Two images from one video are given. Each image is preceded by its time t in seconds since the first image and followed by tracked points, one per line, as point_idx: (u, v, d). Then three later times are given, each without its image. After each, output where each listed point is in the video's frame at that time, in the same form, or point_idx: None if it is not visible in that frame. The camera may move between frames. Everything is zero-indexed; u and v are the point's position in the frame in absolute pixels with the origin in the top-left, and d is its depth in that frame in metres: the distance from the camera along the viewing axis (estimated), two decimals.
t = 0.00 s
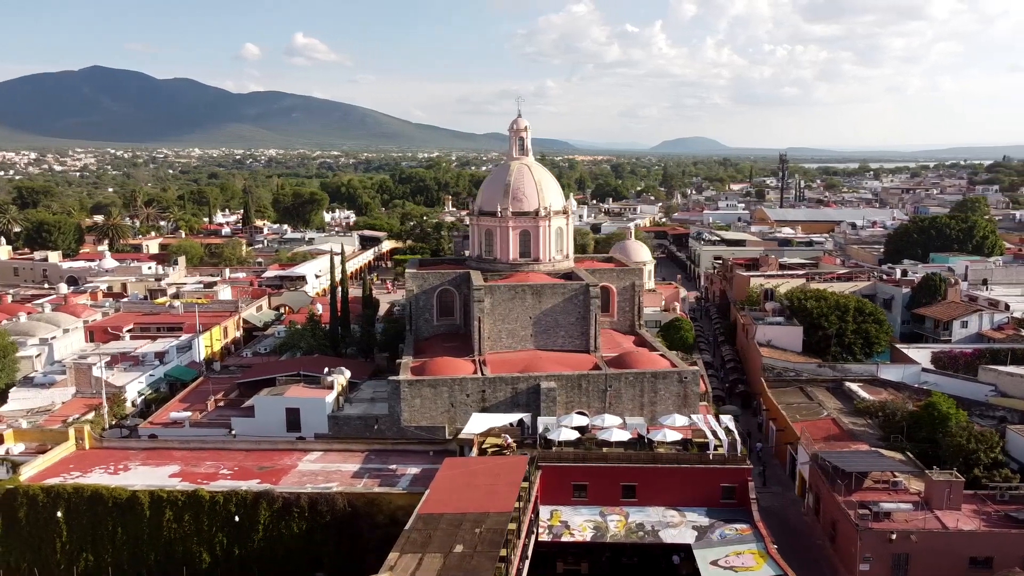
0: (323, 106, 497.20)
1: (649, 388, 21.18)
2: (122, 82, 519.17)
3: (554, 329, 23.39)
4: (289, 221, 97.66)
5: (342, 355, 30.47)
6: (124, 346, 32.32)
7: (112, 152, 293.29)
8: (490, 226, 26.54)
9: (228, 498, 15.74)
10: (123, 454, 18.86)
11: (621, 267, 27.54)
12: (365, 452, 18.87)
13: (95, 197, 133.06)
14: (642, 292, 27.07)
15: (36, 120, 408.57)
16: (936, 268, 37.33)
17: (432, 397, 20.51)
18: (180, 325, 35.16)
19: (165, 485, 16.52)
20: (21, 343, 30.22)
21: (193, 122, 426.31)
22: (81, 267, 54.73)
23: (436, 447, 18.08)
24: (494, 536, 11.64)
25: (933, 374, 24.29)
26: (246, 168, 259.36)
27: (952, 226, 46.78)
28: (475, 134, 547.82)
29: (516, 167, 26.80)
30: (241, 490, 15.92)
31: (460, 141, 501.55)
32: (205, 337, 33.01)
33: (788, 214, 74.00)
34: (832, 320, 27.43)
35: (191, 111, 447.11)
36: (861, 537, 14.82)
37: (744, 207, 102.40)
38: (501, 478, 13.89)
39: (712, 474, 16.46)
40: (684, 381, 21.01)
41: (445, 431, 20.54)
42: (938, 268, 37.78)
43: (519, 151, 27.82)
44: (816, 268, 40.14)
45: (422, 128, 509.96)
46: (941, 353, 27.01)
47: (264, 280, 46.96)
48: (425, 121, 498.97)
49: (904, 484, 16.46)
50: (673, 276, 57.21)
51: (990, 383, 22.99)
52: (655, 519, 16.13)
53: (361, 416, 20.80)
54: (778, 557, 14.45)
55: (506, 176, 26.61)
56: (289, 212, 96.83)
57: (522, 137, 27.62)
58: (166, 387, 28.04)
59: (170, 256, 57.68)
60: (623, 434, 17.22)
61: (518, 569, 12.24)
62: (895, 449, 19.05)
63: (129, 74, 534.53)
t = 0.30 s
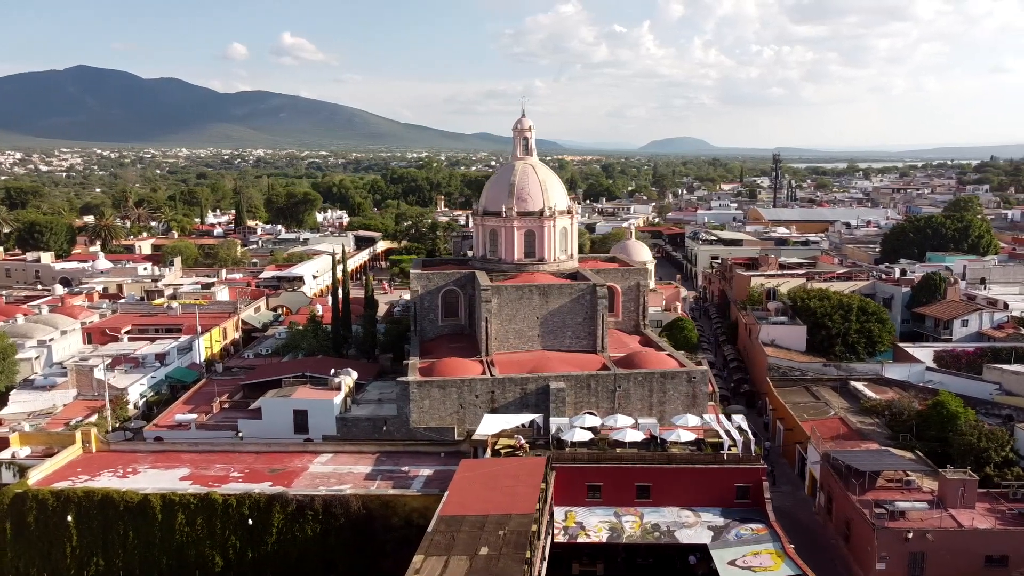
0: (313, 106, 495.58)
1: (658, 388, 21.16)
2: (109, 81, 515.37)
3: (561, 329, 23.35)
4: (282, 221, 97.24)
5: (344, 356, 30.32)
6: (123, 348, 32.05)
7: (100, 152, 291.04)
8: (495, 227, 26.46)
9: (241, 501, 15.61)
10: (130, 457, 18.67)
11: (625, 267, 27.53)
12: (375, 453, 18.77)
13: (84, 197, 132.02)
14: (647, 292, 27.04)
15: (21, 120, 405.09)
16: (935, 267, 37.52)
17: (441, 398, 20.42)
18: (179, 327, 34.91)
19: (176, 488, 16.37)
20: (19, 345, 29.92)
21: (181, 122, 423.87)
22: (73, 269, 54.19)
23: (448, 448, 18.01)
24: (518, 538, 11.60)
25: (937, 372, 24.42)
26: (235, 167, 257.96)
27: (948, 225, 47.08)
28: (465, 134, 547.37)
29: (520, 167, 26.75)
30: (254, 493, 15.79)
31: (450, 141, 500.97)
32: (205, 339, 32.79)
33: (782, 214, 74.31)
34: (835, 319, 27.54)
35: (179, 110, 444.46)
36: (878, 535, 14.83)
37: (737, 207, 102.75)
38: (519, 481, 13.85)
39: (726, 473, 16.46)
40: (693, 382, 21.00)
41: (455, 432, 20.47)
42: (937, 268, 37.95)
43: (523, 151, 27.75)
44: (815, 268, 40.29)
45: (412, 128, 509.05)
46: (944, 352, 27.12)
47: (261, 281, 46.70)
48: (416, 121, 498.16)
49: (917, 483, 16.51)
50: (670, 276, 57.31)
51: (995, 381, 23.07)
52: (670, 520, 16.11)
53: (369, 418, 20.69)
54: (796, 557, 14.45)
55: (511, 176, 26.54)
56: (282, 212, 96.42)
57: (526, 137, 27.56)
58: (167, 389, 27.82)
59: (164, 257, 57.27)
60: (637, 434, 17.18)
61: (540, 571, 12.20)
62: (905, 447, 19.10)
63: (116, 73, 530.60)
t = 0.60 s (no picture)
0: (302, 106, 493.76)
1: (667, 388, 21.13)
2: (96, 81, 511.68)
3: (568, 330, 23.33)
4: (275, 221, 96.78)
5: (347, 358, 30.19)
6: (122, 350, 31.76)
7: (87, 152, 288.56)
8: (500, 227, 26.38)
9: (255, 504, 15.47)
10: (138, 459, 18.49)
11: (629, 267, 27.52)
12: (386, 455, 18.65)
13: (72, 198, 130.88)
14: (652, 292, 27.04)
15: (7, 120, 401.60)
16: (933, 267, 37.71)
17: (450, 399, 20.33)
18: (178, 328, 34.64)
19: (187, 492, 16.21)
20: (17, 347, 29.58)
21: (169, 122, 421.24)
22: (66, 269, 53.56)
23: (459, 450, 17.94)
24: (544, 540, 11.55)
25: (941, 371, 24.54)
26: (225, 167, 256.45)
27: (943, 225, 47.36)
28: (455, 134, 546.91)
29: (524, 167, 26.71)
30: (267, 496, 15.66)
31: (440, 141, 500.34)
32: (206, 340, 32.58)
33: (776, 214, 74.55)
34: (839, 318, 27.64)
35: (167, 110, 441.72)
36: (895, 534, 14.86)
37: (730, 207, 103.04)
38: (539, 482, 13.79)
39: (740, 474, 16.46)
40: (702, 381, 21.00)
41: (464, 433, 20.39)
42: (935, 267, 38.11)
43: (527, 151, 27.72)
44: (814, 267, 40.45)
45: (402, 128, 508.04)
46: (946, 351, 27.23)
47: (258, 282, 46.42)
48: (406, 121, 497.22)
49: (929, 481, 16.58)
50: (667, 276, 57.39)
51: (1000, 380, 23.15)
52: (686, 520, 16.10)
53: (378, 419, 20.62)
54: (813, 556, 14.46)
55: (515, 176, 26.48)
56: (275, 212, 95.99)
57: (530, 137, 27.53)
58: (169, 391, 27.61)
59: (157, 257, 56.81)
60: (650, 434, 17.17)
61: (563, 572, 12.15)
62: (914, 446, 19.18)
63: (103, 72, 526.91)
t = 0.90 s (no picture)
0: (292, 106, 492.00)
1: (676, 388, 21.13)
2: (84, 80, 508.04)
3: (575, 330, 23.29)
4: (268, 221, 96.35)
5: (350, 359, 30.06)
6: (122, 351, 31.51)
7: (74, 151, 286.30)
8: (505, 227, 26.32)
9: (270, 507, 15.34)
10: (148, 462, 18.32)
11: (634, 267, 27.52)
12: (397, 456, 18.54)
13: (62, 198, 129.87)
14: (656, 292, 27.06)
15: None
16: (932, 266, 37.94)
17: (460, 400, 20.24)
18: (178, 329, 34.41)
19: (199, 495, 16.06)
20: (16, 348, 29.29)
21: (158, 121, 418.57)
22: (59, 270, 52.90)
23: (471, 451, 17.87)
24: (569, 541, 11.53)
25: (945, 370, 24.66)
26: (214, 167, 254.98)
27: (940, 224, 47.65)
28: (445, 134, 546.22)
29: (529, 167, 26.66)
30: (282, 498, 15.54)
31: (431, 140, 499.57)
32: (206, 341, 32.37)
33: (770, 213, 74.81)
34: (842, 318, 27.75)
35: (155, 109, 438.94)
36: (912, 533, 14.87)
37: (723, 207, 103.34)
38: (561, 482, 13.76)
39: (756, 473, 16.46)
40: (711, 381, 21.01)
41: (474, 434, 20.30)
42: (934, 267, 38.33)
43: (532, 151, 27.68)
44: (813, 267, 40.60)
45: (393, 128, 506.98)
46: (949, 350, 27.37)
47: (256, 283, 46.17)
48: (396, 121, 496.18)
49: (943, 480, 16.62)
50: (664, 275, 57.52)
51: (1004, 379, 23.29)
52: (701, 520, 16.08)
53: (387, 420, 20.51)
54: (831, 556, 14.47)
55: (520, 176, 26.42)
56: (268, 212, 95.58)
57: (535, 137, 27.51)
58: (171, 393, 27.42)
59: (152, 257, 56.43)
60: (664, 435, 17.16)
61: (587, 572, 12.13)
62: (925, 445, 19.25)
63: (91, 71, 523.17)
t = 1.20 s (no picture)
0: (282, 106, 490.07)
1: (686, 388, 21.12)
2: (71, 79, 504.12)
3: (583, 330, 23.26)
4: (261, 221, 95.89)
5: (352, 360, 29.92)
6: (122, 352, 31.24)
7: (62, 151, 283.91)
8: (510, 227, 26.25)
9: (285, 509, 15.23)
10: (157, 465, 18.15)
11: (639, 266, 27.53)
12: (409, 458, 18.44)
13: (51, 198, 128.79)
14: (661, 292, 27.07)
15: None
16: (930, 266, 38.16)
17: (470, 400, 20.14)
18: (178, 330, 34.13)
19: (212, 497, 15.92)
20: (16, 350, 29.01)
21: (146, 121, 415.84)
22: (53, 271, 52.34)
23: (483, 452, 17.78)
24: (595, 542, 11.52)
25: (950, 369, 24.78)
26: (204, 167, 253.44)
27: (936, 223, 47.92)
28: (436, 134, 545.47)
29: (535, 167, 26.61)
30: (297, 501, 15.42)
31: (422, 140, 498.70)
32: (206, 342, 32.14)
33: (765, 213, 75.06)
34: (846, 317, 27.84)
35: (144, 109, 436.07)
36: (928, 532, 14.90)
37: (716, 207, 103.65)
38: (582, 483, 13.71)
39: (771, 473, 16.47)
40: (721, 381, 21.02)
41: (484, 435, 20.22)
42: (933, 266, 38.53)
43: (537, 151, 27.63)
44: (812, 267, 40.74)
45: (383, 128, 505.82)
46: (952, 349, 27.50)
47: (253, 283, 45.92)
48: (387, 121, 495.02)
49: (956, 479, 16.68)
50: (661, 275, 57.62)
51: (1009, 378, 23.44)
52: (717, 520, 16.07)
53: (397, 421, 20.41)
54: (849, 556, 14.49)
55: (526, 176, 26.36)
56: (262, 213, 95.15)
57: (540, 137, 27.48)
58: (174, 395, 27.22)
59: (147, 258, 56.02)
60: (679, 435, 17.15)
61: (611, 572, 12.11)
62: (935, 444, 19.31)
63: (78, 70, 519.15)
